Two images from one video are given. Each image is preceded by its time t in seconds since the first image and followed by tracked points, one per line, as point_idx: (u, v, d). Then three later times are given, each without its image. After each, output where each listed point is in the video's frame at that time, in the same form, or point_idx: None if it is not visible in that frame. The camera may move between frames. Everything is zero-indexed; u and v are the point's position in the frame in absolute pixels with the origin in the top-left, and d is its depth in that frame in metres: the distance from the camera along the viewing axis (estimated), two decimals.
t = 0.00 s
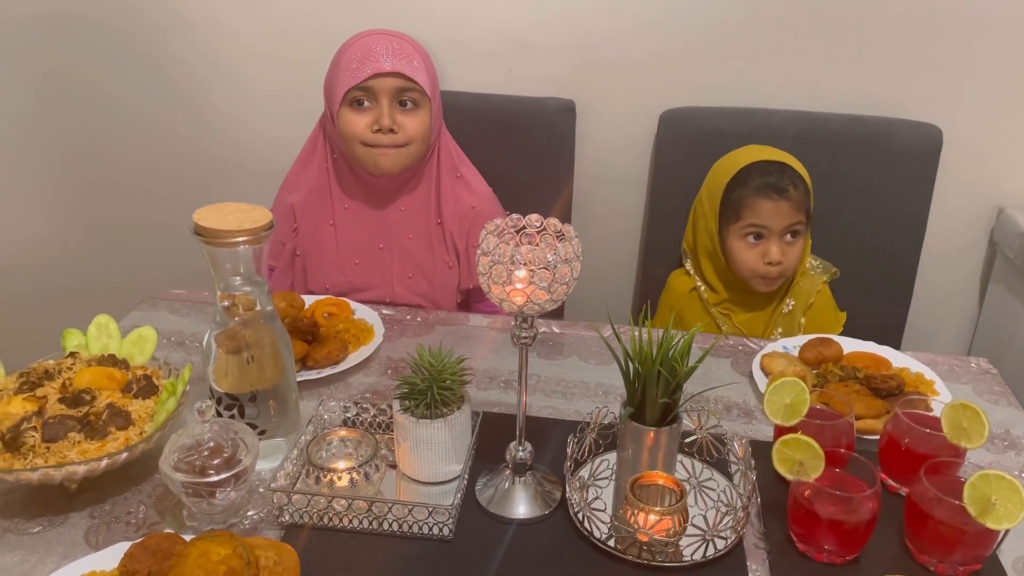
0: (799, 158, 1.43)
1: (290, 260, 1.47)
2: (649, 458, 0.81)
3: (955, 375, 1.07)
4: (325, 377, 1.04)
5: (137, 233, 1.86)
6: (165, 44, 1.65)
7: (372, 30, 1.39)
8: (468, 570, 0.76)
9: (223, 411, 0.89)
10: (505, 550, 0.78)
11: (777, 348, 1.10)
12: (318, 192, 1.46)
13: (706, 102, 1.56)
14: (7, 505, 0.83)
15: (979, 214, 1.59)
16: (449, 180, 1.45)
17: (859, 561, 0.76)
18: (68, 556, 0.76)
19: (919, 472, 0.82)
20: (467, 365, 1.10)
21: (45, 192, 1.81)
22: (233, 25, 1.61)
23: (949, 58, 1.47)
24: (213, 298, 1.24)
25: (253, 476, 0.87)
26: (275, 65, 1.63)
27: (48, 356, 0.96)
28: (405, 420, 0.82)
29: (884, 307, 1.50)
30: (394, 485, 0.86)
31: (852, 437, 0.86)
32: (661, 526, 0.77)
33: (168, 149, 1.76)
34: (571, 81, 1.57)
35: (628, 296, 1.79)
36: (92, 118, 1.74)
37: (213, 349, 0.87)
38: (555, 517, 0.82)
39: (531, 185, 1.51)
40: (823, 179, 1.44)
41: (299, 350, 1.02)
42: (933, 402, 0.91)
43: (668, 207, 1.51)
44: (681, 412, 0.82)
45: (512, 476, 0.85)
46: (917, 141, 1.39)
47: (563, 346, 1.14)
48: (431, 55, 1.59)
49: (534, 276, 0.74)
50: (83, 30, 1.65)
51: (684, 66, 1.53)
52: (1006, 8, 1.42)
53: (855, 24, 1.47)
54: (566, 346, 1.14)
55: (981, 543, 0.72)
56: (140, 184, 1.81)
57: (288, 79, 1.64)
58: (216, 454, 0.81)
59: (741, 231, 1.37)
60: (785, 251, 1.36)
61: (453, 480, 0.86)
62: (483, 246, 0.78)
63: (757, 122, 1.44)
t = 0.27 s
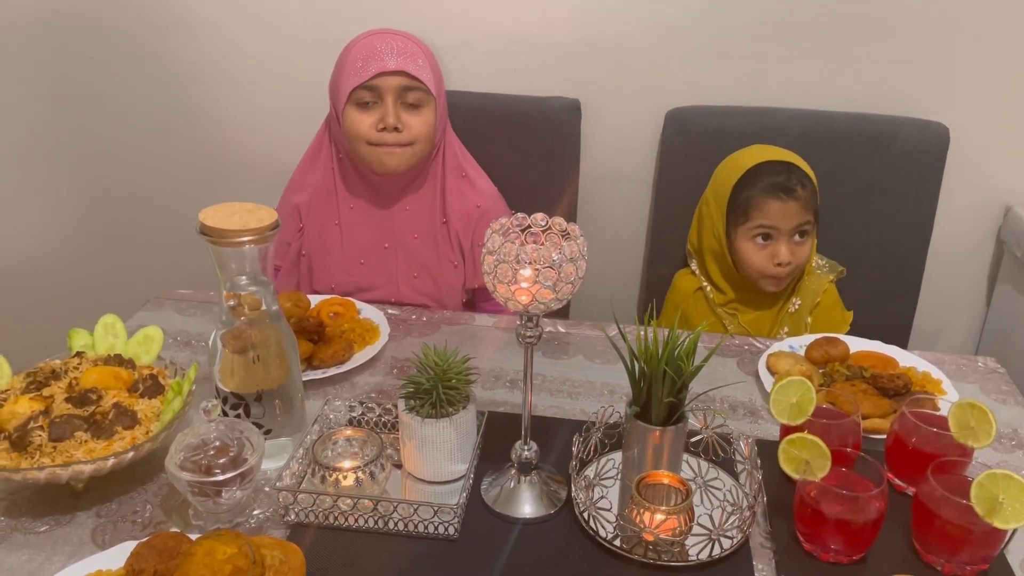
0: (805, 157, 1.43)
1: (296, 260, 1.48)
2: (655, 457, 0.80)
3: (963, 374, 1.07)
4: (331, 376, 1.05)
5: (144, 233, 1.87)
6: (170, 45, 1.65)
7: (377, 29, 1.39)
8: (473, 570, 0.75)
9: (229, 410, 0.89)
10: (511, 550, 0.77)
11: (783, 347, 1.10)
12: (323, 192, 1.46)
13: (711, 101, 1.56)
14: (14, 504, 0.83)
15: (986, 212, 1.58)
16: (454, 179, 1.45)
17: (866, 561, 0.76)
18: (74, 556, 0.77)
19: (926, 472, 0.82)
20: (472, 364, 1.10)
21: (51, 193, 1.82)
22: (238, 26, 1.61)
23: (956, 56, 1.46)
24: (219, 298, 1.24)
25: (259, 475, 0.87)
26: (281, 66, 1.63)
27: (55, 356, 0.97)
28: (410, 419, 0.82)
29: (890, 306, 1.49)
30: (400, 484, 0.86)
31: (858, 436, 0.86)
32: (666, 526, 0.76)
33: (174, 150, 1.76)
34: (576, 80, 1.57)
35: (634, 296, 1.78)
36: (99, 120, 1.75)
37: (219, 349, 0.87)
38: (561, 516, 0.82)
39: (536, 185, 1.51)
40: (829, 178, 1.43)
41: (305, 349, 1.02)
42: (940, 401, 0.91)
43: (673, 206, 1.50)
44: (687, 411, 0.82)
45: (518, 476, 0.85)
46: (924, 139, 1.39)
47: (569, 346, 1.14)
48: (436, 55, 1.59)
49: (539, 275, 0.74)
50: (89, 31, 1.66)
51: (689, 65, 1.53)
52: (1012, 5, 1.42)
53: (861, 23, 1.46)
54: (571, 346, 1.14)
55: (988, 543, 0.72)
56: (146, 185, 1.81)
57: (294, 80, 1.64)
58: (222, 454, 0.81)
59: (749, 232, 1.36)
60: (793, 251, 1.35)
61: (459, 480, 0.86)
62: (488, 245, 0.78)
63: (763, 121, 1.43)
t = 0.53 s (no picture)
0: (807, 156, 1.42)
1: (298, 260, 1.49)
2: (656, 457, 0.80)
3: (966, 374, 1.06)
4: (333, 376, 1.05)
5: (147, 234, 1.87)
6: (173, 46, 1.66)
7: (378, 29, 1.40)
8: (474, 570, 0.75)
9: (231, 410, 0.89)
10: (511, 551, 0.77)
11: (786, 347, 1.10)
12: (325, 192, 1.47)
13: (713, 100, 1.55)
14: (16, 504, 0.83)
15: (991, 211, 1.58)
16: (456, 179, 1.45)
17: (868, 561, 0.75)
18: (76, 556, 0.77)
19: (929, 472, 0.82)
20: (474, 364, 1.10)
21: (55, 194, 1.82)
22: (240, 27, 1.61)
23: (959, 54, 1.46)
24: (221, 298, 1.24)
25: (260, 475, 0.87)
26: (283, 67, 1.64)
27: (57, 356, 0.97)
28: (411, 420, 0.82)
29: (894, 305, 1.49)
30: (401, 484, 0.86)
31: (860, 436, 0.85)
32: (667, 526, 0.76)
33: (177, 150, 1.77)
34: (578, 80, 1.57)
35: (636, 295, 1.78)
36: (102, 120, 1.75)
37: (220, 350, 0.87)
38: (562, 517, 0.82)
39: (538, 184, 1.50)
40: (832, 177, 1.43)
41: (306, 350, 1.02)
42: (943, 401, 0.90)
43: (676, 206, 1.50)
44: (688, 411, 0.82)
45: (519, 476, 0.85)
46: (927, 138, 1.38)
47: (571, 346, 1.14)
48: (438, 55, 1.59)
49: (539, 275, 0.74)
50: (92, 32, 1.66)
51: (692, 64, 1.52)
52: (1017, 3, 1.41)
53: (864, 21, 1.45)
54: (573, 346, 1.14)
55: (991, 544, 0.71)
56: (149, 186, 1.81)
57: (296, 80, 1.64)
58: (223, 454, 0.81)
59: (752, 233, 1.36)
60: (796, 252, 1.35)
61: (460, 480, 0.86)
62: (488, 245, 0.78)
63: (766, 120, 1.43)
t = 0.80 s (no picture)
0: (811, 155, 1.42)
1: (301, 259, 1.49)
2: (659, 456, 0.80)
3: (972, 373, 1.06)
4: (336, 376, 1.05)
5: (151, 234, 1.87)
6: (176, 46, 1.66)
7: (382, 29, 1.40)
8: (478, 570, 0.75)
9: (234, 410, 0.89)
10: (515, 551, 0.77)
11: (790, 346, 1.09)
12: (328, 191, 1.47)
13: (717, 99, 1.55)
14: (21, 504, 0.83)
15: (996, 209, 1.57)
16: (459, 178, 1.45)
17: (873, 561, 0.75)
18: (79, 556, 0.77)
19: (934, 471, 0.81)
20: (477, 363, 1.10)
21: (58, 194, 1.83)
22: (243, 27, 1.61)
23: (965, 51, 1.45)
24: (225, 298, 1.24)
25: (263, 475, 0.87)
26: (287, 66, 1.64)
27: (61, 356, 0.97)
28: (415, 419, 0.82)
29: (899, 304, 1.48)
30: (404, 484, 0.86)
31: (865, 436, 0.85)
32: (671, 525, 0.76)
33: (180, 151, 1.77)
34: (581, 78, 1.56)
35: (640, 294, 1.78)
36: (106, 121, 1.75)
37: (223, 350, 0.87)
38: (566, 516, 0.82)
39: (541, 183, 1.50)
40: (837, 176, 1.42)
41: (310, 349, 1.02)
42: (948, 400, 0.90)
43: (679, 205, 1.50)
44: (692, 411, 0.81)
45: (522, 476, 0.84)
46: (932, 136, 1.37)
47: (575, 345, 1.14)
48: (441, 54, 1.59)
49: (542, 275, 0.73)
50: (95, 33, 1.66)
51: (695, 62, 1.52)
52: None
53: (869, 19, 1.45)
54: (577, 345, 1.14)
55: (996, 543, 0.71)
56: (153, 186, 1.82)
57: (299, 80, 1.65)
58: (226, 454, 0.81)
59: (756, 234, 1.36)
60: (800, 254, 1.35)
61: (463, 480, 0.86)
62: (491, 245, 0.78)
63: (770, 118, 1.42)
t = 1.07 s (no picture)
0: (816, 153, 1.42)
1: (304, 258, 1.49)
2: (664, 456, 0.80)
3: (977, 372, 1.05)
4: (340, 376, 1.04)
5: (155, 233, 1.88)
6: (179, 45, 1.66)
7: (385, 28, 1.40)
8: (482, 569, 0.75)
9: (238, 410, 0.89)
10: (519, 550, 0.77)
11: (795, 345, 1.09)
12: (331, 190, 1.47)
13: (721, 97, 1.54)
14: (25, 504, 0.83)
15: (1002, 207, 1.56)
16: (462, 176, 1.45)
17: (879, 561, 0.75)
18: (84, 556, 0.77)
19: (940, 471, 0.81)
20: (481, 363, 1.10)
21: (62, 194, 1.83)
22: (246, 26, 1.61)
23: (971, 48, 1.44)
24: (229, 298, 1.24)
25: (267, 475, 0.87)
26: (289, 66, 1.63)
27: (65, 356, 0.97)
28: (418, 419, 0.82)
29: (903, 303, 1.48)
30: (408, 484, 0.86)
31: (870, 435, 0.85)
32: (675, 525, 0.76)
33: (184, 150, 1.77)
34: (585, 77, 1.56)
35: (644, 293, 1.78)
36: (109, 121, 1.76)
37: (227, 350, 0.87)
38: (570, 516, 0.82)
39: (544, 182, 1.50)
40: (841, 174, 1.42)
41: (313, 349, 1.02)
42: (954, 400, 0.89)
43: (683, 203, 1.50)
44: (697, 410, 0.81)
45: (526, 476, 0.84)
46: (938, 134, 1.37)
47: (578, 344, 1.14)
48: (444, 52, 1.58)
49: (545, 274, 0.73)
50: (98, 32, 1.66)
51: (699, 61, 1.52)
52: None
53: (873, 16, 1.44)
54: (581, 344, 1.14)
55: (1003, 544, 0.70)
56: (157, 186, 1.82)
57: (302, 80, 1.64)
58: (230, 454, 0.81)
59: (765, 237, 1.36)
60: (809, 257, 1.35)
61: (467, 480, 0.86)
62: (494, 244, 0.77)
63: (774, 116, 1.42)
